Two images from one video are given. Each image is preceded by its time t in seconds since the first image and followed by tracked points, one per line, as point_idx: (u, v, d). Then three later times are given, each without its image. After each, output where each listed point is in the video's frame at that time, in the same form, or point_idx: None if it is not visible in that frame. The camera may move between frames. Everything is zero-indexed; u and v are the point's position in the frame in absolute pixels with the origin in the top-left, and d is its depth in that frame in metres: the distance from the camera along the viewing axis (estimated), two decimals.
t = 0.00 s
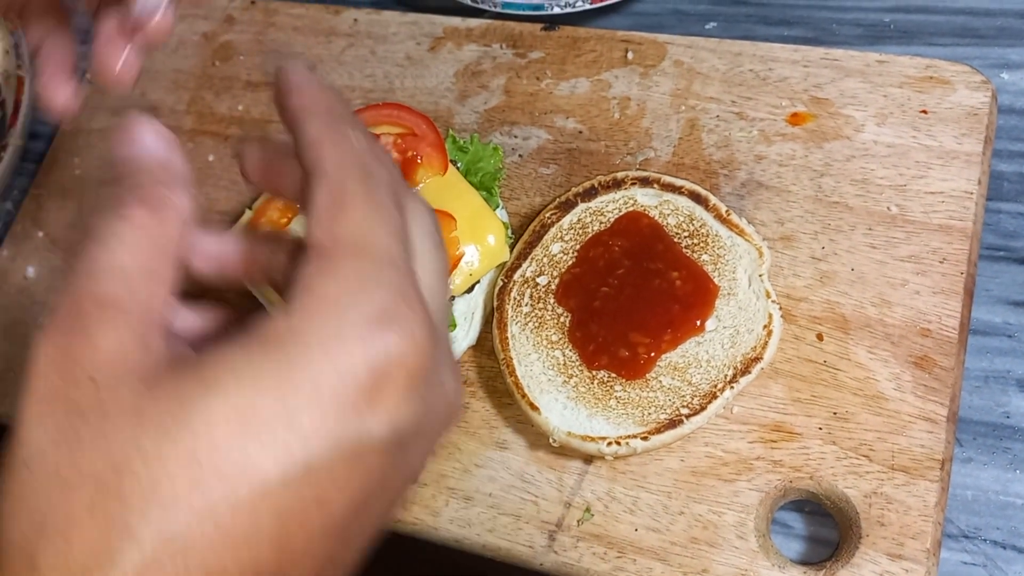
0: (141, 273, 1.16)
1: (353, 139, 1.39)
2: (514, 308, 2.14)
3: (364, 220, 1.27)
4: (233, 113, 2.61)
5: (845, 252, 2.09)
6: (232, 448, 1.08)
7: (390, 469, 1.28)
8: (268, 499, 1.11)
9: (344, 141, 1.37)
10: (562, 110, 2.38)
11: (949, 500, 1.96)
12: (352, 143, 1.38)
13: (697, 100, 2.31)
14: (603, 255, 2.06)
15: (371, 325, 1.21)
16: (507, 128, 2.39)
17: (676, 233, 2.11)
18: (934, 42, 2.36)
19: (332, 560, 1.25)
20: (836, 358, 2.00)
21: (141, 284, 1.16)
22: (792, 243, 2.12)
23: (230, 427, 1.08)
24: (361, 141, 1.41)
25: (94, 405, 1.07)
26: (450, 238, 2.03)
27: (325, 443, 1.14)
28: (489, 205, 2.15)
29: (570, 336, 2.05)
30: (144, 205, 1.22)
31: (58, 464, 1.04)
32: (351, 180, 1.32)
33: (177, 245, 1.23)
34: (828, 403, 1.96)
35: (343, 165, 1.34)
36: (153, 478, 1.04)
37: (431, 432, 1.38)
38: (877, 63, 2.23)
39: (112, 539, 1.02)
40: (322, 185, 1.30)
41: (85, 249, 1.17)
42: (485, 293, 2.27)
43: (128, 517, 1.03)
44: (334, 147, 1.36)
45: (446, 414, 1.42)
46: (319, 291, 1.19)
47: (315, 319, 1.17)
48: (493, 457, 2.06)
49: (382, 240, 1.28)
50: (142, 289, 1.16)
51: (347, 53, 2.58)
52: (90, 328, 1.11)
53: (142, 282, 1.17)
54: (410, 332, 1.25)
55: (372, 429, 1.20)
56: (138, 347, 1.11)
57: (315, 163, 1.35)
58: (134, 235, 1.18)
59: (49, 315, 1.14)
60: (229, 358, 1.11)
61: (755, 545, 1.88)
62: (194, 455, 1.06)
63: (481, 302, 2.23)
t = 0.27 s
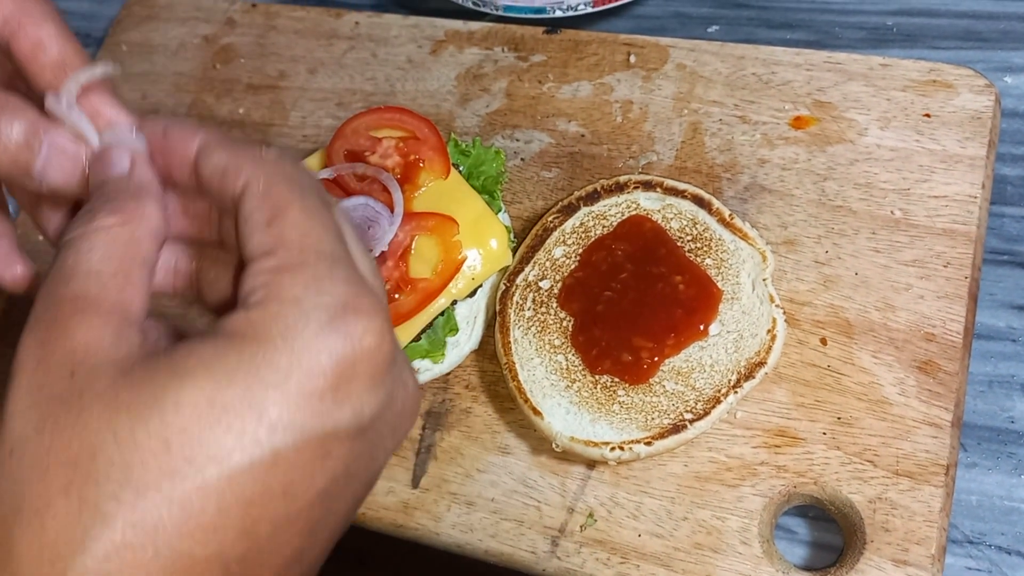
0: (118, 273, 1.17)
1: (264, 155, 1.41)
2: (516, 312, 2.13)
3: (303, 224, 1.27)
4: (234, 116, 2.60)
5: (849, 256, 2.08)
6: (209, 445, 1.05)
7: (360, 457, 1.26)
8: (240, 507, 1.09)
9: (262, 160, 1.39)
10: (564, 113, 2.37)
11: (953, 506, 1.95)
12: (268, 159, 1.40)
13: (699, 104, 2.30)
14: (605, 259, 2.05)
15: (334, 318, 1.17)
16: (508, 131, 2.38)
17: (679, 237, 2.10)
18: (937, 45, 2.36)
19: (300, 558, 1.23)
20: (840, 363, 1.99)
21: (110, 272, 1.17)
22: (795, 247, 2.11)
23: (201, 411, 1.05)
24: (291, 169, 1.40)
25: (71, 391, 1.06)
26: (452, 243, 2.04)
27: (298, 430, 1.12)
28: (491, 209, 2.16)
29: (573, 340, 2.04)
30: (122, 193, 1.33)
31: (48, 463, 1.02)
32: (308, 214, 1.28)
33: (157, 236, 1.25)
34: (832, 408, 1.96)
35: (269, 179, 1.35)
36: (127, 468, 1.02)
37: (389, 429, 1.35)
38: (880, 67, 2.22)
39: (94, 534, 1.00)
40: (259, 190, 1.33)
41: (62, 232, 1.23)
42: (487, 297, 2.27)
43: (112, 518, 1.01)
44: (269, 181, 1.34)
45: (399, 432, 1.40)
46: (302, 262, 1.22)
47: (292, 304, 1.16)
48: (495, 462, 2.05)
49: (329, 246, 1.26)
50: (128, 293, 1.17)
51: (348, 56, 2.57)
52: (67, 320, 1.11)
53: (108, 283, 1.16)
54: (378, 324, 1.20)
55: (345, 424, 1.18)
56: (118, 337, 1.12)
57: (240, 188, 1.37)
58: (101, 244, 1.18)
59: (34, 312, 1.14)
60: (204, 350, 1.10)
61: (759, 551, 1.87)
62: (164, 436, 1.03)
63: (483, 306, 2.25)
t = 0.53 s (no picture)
0: (341, 407, 1.15)
1: (510, 326, 1.34)
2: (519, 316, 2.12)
3: (548, 395, 1.26)
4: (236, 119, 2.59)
5: (851, 260, 2.08)
6: None
7: None
8: None
9: (501, 317, 1.36)
10: (566, 117, 2.37)
11: (957, 510, 1.95)
12: (515, 324, 1.36)
13: (702, 107, 2.29)
14: (608, 263, 2.05)
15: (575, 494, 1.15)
16: (510, 135, 2.38)
17: (681, 241, 2.11)
18: (939, 49, 2.35)
19: None
20: (843, 367, 1.99)
21: (354, 441, 1.13)
22: (798, 251, 2.11)
23: (437, 562, 1.03)
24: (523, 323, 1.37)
25: (319, 497, 1.07)
26: (453, 247, 2.05)
27: None
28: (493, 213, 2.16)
29: (574, 344, 2.03)
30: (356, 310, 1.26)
31: (289, 518, 1.05)
32: (528, 347, 1.31)
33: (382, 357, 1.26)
34: (835, 411, 1.95)
35: (516, 354, 1.30)
36: None
37: None
38: (883, 70, 2.22)
39: None
40: (511, 342, 1.31)
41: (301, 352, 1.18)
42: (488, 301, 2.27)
43: None
44: (519, 333, 1.33)
45: None
46: (537, 442, 1.18)
47: (546, 486, 1.12)
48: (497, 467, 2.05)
49: (575, 454, 1.21)
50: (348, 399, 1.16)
51: (350, 60, 2.57)
52: (316, 426, 1.12)
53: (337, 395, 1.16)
54: (598, 508, 1.18)
55: None
56: (364, 455, 1.12)
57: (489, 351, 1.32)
58: (344, 344, 1.20)
59: (275, 403, 1.16)
60: (444, 506, 1.07)
61: (763, 556, 1.86)
62: None
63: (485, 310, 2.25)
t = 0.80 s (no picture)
0: (420, 287, 1.35)
1: (549, 211, 1.43)
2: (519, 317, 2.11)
3: (581, 242, 1.34)
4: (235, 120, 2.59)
5: (852, 261, 2.07)
6: (483, 412, 1.16)
7: (610, 464, 1.31)
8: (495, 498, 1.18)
9: (536, 208, 1.44)
10: (566, 119, 2.36)
11: (958, 512, 1.94)
12: (547, 207, 1.44)
13: (702, 109, 2.29)
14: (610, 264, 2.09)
15: (610, 294, 1.25)
16: (510, 136, 2.37)
17: (682, 243, 2.15)
18: (939, 50, 2.35)
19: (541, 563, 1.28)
20: (843, 368, 1.98)
21: (424, 302, 1.32)
22: (798, 252, 2.10)
23: (507, 368, 1.18)
24: (562, 209, 1.45)
25: (399, 339, 1.26)
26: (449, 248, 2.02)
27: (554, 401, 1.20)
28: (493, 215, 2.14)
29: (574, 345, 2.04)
30: (436, 233, 1.47)
31: (369, 401, 1.19)
32: (575, 230, 1.38)
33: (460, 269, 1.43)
34: (835, 413, 1.95)
35: (548, 223, 1.39)
36: (400, 416, 1.16)
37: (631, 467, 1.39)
38: (883, 71, 2.21)
39: (358, 477, 1.13)
40: (551, 220, 1.40)
41: (384, 270, 1.41)
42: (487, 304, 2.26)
43: (388, 471, 1.13)
44: (556, 211, 1.43)
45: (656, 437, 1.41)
46: (564, 268, 1.29)
47: (574, 282, 1.26)
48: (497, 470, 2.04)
49: (585, 245, 1.33)
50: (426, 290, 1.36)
51: (349, 61, 2.57)
52: (398, 296, 1.33)
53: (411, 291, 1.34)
54: (648, 305, 1.27)
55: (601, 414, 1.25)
56: (443, 311, 1.32)
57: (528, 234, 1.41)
58: (422, 250, 1.42)
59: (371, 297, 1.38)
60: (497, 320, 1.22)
61: (763, 558, 1.86)
62: (435, 404, 1.16)
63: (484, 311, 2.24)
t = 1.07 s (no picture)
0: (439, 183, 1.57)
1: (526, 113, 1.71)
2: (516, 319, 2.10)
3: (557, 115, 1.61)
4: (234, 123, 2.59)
5: (850, 263, 2.07)
6: (505, 218, 1.38)
7: (610, 294, 1.49)
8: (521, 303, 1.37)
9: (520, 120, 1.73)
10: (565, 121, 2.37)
11: (957, 514, 1.94)
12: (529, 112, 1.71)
13: (700, 111, 2.29)
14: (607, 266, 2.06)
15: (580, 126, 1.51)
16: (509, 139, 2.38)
17: (680, 245, 2.12)
18: (937, 52, 2.35)
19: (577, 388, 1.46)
20: (842, 370, 1.99)
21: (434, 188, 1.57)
22: (797, 255, 2.11)
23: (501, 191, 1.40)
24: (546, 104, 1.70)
25: (418, 216, 1.44)
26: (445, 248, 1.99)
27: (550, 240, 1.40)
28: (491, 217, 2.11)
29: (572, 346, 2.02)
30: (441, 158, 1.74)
31: (384, 261, 1.38)
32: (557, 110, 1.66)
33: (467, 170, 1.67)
34: (835, 415, 1.95)
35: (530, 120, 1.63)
36: (427, 244, 1.37)
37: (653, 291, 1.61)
38: (881, 73, 2.22)
39: (390, 294, 1.34)
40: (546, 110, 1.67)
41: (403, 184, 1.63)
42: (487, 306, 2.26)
43: (425, 296, 1.33)
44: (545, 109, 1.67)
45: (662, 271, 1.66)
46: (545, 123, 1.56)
47: (552, 128, 1.52)
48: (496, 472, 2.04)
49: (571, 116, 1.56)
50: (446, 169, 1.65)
51: (348, 64, 2.57)
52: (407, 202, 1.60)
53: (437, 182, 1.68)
54: (621, 132, 1.53)
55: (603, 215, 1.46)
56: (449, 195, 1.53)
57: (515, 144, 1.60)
58: (429, 166, 1.64)
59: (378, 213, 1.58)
60: (486, 168, 1.45)
61: (762, 560, 1.86)
62: (437, 225, 1.39)
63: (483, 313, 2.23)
